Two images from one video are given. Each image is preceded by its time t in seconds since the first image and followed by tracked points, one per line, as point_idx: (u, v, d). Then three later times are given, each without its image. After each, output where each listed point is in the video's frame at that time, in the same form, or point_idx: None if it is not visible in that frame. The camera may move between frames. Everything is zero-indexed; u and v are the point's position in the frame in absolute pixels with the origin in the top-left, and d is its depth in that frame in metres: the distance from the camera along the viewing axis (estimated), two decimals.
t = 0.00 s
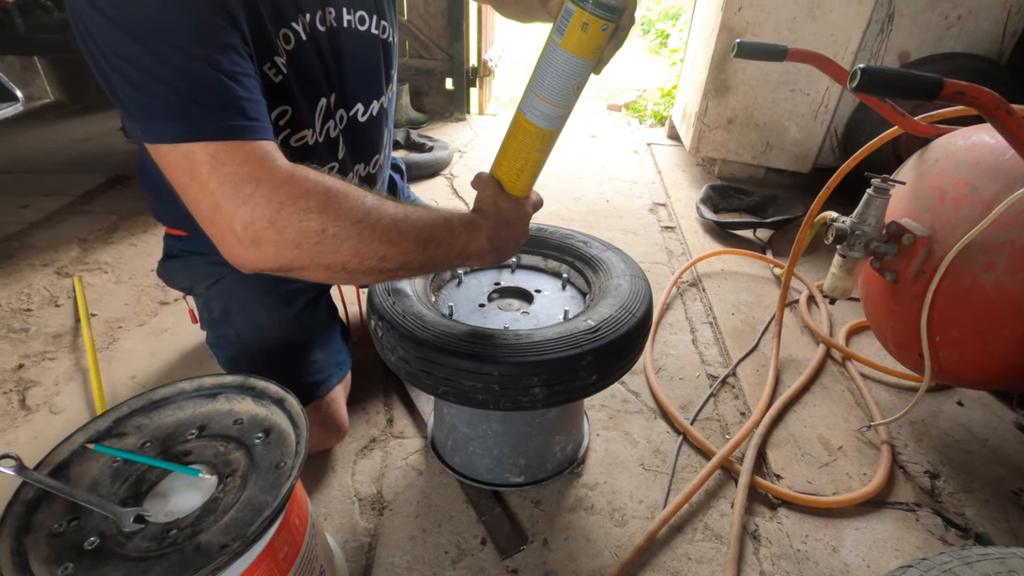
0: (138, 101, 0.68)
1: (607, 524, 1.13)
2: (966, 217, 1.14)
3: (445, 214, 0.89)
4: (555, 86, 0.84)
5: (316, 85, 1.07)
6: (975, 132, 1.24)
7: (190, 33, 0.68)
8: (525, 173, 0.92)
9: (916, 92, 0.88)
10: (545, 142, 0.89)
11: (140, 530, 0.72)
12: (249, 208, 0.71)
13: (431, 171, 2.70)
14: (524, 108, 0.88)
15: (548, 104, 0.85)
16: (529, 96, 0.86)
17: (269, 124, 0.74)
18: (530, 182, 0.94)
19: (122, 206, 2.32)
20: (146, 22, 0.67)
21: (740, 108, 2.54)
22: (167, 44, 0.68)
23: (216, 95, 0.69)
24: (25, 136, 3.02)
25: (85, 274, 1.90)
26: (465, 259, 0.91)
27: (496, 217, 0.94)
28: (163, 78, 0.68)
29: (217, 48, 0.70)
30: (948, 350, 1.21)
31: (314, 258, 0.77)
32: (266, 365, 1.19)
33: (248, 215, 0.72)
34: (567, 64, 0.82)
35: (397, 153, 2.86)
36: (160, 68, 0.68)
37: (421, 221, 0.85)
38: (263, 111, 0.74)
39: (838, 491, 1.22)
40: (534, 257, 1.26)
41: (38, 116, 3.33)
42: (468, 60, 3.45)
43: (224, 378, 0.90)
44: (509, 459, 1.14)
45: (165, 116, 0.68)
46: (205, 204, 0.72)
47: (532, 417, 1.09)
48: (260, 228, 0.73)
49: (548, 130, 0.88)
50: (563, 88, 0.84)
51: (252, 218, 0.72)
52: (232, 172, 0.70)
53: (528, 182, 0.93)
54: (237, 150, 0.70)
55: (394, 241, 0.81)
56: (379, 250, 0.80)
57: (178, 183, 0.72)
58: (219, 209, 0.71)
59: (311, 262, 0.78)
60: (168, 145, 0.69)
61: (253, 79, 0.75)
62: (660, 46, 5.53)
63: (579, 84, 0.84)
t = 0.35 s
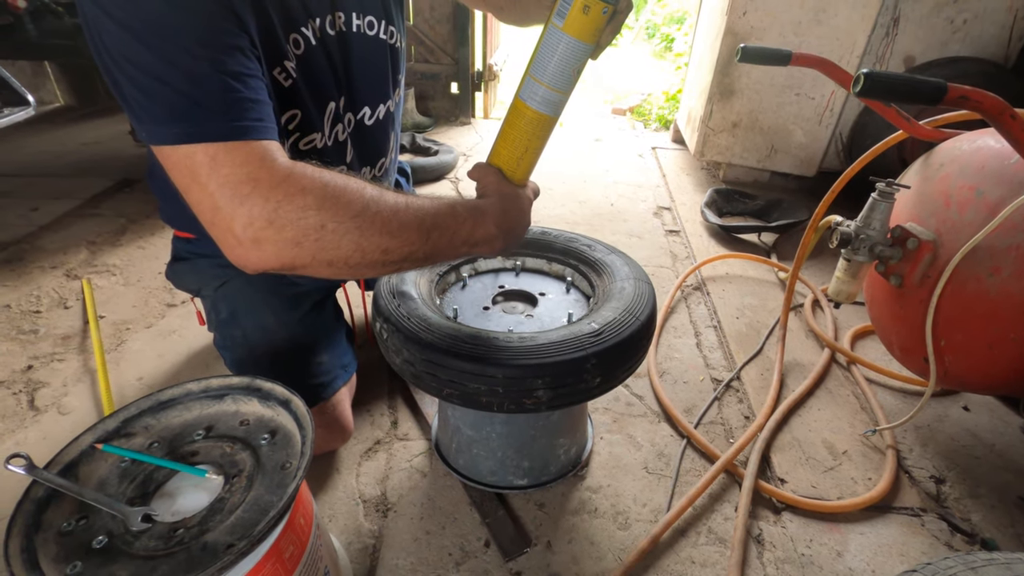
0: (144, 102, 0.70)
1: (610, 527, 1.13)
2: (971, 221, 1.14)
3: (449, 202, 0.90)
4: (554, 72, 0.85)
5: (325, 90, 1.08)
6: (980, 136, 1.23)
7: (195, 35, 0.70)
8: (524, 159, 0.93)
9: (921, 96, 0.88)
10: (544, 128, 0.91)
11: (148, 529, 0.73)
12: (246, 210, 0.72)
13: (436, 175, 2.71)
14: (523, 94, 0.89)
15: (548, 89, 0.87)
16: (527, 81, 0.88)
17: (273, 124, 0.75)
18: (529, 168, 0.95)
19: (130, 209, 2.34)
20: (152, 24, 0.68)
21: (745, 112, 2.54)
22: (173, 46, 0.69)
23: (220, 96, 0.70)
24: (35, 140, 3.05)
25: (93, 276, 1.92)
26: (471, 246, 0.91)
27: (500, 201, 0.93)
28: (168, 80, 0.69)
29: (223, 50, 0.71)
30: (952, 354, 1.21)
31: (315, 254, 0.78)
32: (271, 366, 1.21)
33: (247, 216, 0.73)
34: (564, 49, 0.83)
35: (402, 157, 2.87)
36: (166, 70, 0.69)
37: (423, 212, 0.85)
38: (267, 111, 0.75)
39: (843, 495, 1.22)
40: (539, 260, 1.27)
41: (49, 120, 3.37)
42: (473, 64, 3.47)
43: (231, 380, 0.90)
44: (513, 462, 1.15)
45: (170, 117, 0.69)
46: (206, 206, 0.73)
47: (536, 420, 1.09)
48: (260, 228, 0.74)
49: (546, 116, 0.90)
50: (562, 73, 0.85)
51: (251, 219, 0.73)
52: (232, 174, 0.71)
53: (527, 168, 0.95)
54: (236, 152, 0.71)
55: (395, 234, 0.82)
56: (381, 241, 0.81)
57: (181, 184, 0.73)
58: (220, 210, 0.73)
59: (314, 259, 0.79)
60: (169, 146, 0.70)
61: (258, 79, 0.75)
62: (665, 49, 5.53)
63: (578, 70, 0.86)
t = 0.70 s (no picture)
0: (160, 98, 0.71)
1: (614, 534, 1.13)
2: (980, 230, 1.13)
3: (459, 190, 0.90)
4: (565, 56, 0.85)
5: (334, 90, 1.09)
6: (989, 145, 1.23)
7: (211, 31, 0.71)
8: (535, 148, 0.93)
9: (929, 106, 0.87)
10: (554, 115, 0.91)
11: (155, 530, 0.73)
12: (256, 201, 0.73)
13: (444, 179, 2.73)
14: (534, 82, 0.89)
15: (558, 75, 0.87)
16: (537, 69, 0.88)
17: (286, 118, 0.76)
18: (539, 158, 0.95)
19: (141, 212, 2.37)
20: (169, 21, 0.70)
21: (753, 119, 2.53)
22: (188, 41, 0.70)
23: (234, 91, 0.71)
24: (49, 142, 3.09)
25: (104, 278, 1.94)
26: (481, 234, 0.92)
27: (511, 190, 0.93)
28: (184, 75, 0.70)
29: (238, 45, 0.72)
30: (961, 364, 1.20)
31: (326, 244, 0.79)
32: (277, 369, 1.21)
33: (259, 208, 0.74)
34: (575, 33, 0.83)
35: (410, 161, 2.89)
36: (182, 66, 0.70)
37: (432, 202, 0.86)
38: (281, 106, 0.76)
39: (849, 505, 1.21)
40: (544, 265, 1.27)
41: (62, 123, 3.42)
42: (481, 69, 3.49)
43: (238, 383, 0.91)
44: (517, 467, 1.15)
45: (184, 112, 0.70)
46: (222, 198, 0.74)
47: (540, 426, 1.09)
48: (273, 219, 0.75)
49: (557, 102, 0.89)
50: (573, 58, 0.85)
51: (263, 210, 0.74)
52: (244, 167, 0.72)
53: (537, 158, 0.94)
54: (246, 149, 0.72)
55: (405, 224, 0.82)
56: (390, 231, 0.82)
57: (196, 178, 0.75)
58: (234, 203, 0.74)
59: (325, 249, 0.80)
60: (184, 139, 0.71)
61: (272, 75, 0.76)
62: (673, 54, 5.52)
63: (588, 55, 0.86)
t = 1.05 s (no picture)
0: (187, 47, 0.72)
1: (617, 535, 1.12)
2: (989, 230, 1.12)
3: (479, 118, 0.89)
4: None
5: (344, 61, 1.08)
6: (998, 145, 1.21)
7: None
8: (550, 80, 0.96)
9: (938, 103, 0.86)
10: (569, 47, 0.95)
11: (155, 528, 0.73)
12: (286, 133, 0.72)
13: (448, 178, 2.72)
14: (549, 14, 0.94)
15: (577, 7, 0.92)
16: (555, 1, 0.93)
17: (304, 58, 0.75)
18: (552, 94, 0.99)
19: (145, 209, 2.37)
20: None
21: (759, 118, 2.52)
22: None
23: (255, 31, 0.71)
24: (55, 140, 3.11)
25: (109, 275, 1.94)
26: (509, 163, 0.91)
27: (531, 116, 0.93)
28: (210, 23, 0.71)
29: None
30: (969, 366, 1.19)
31: (359, 177, 0.76)
32: (283, 364, 1.22)
33: (286, 143, 0.72)
34: None
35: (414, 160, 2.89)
36: (206, 13, 0.71)
37: (456, 127, 0.84)
38: (300, 47, 0.75)
39: (855, 507, 1.20)
40: (548, 264, 1.27)
41: (68, 120, 3.43)
42: (486, 68, 3.48)
43: (239, 381, 0.91)
44: (519, 467, 1.14)
45: (210, 55, 0.71)
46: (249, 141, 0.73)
47: (543, 426, 1.08)
48: (303, 152, 0.72)
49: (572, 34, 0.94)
50: None
51: (289, 145, 0.72)
52: (266, 100, 0.71)
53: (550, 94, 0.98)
54: (270, 82, 0.72)
55: (430, 149, 0.80)
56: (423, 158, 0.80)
57: (223, 125, 0.74)
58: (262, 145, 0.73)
59: (354, 184, 0.77)
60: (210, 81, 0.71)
61: (291, 20, 0.76)
62: (679, 53, 5.48)
63: None
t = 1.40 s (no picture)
0: None
1: (619, 535, 1.11)
2: (995, 230, 1.11)
3: None
4: None
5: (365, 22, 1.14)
6: (1004, 144, 1.20)
7: None
8: None
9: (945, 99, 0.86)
10: None
11: (155, 525, 0.73)
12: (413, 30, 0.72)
13: (450, 178, 2.72)
14: None
15: None
16: None
17: None
18: None
19: (148, 208, 2.37)
20: None
21: (762, 118, 2.51)
22: None
23: None
24: (59, 139, 3.11)
25: (111, 274, 1.94)
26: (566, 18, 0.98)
27: None
28: None
29: None
30: (974, 366, 1.18)
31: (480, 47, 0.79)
32: (290, 358, 1.22)
33: (411, 41, 0.73)
34: None
35: (416, 160, 2.89)
36: None
37: None
38: None
39: (859, 509, 1.19)
40: (550, 263, 1.26)
41: (73, 120, 3.44)
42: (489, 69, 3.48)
43: (240, 378, 0.90)
44: (521, 467, 1.14)
45: None
46: (384, 61, 0.74)
47: (544, 425, 1.08)
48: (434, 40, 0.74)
49: None
50: None
51: (416, 41, 0.73)
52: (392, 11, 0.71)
53: None
54: None
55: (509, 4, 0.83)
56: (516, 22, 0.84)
57: (344, 53, 0.74)
58: (401, 60, 0.74)
59: (473, 57, 0.79)
60: (318, 11, 0.70)
61: None
62: (682, 54, 5.46)
63: None
